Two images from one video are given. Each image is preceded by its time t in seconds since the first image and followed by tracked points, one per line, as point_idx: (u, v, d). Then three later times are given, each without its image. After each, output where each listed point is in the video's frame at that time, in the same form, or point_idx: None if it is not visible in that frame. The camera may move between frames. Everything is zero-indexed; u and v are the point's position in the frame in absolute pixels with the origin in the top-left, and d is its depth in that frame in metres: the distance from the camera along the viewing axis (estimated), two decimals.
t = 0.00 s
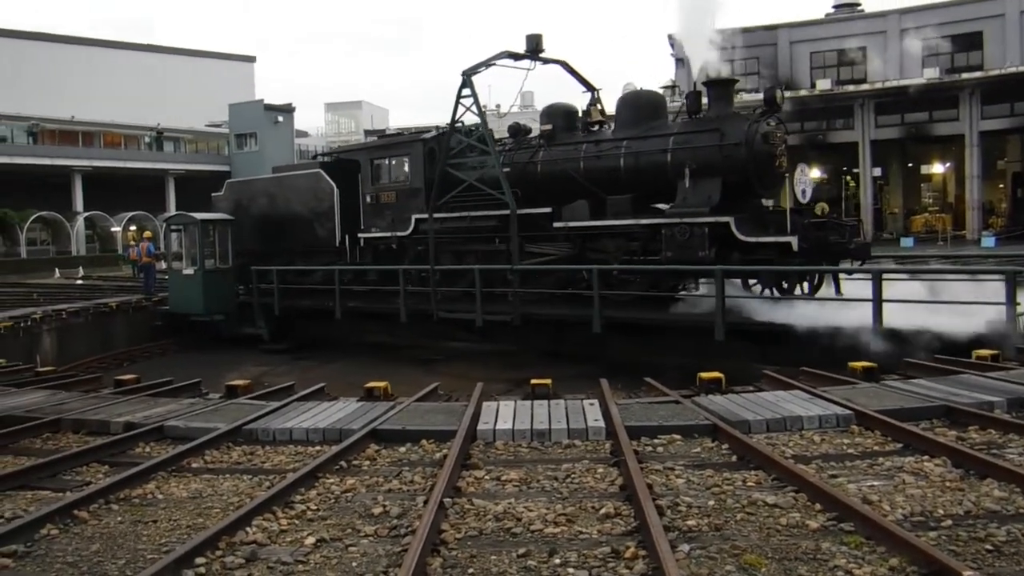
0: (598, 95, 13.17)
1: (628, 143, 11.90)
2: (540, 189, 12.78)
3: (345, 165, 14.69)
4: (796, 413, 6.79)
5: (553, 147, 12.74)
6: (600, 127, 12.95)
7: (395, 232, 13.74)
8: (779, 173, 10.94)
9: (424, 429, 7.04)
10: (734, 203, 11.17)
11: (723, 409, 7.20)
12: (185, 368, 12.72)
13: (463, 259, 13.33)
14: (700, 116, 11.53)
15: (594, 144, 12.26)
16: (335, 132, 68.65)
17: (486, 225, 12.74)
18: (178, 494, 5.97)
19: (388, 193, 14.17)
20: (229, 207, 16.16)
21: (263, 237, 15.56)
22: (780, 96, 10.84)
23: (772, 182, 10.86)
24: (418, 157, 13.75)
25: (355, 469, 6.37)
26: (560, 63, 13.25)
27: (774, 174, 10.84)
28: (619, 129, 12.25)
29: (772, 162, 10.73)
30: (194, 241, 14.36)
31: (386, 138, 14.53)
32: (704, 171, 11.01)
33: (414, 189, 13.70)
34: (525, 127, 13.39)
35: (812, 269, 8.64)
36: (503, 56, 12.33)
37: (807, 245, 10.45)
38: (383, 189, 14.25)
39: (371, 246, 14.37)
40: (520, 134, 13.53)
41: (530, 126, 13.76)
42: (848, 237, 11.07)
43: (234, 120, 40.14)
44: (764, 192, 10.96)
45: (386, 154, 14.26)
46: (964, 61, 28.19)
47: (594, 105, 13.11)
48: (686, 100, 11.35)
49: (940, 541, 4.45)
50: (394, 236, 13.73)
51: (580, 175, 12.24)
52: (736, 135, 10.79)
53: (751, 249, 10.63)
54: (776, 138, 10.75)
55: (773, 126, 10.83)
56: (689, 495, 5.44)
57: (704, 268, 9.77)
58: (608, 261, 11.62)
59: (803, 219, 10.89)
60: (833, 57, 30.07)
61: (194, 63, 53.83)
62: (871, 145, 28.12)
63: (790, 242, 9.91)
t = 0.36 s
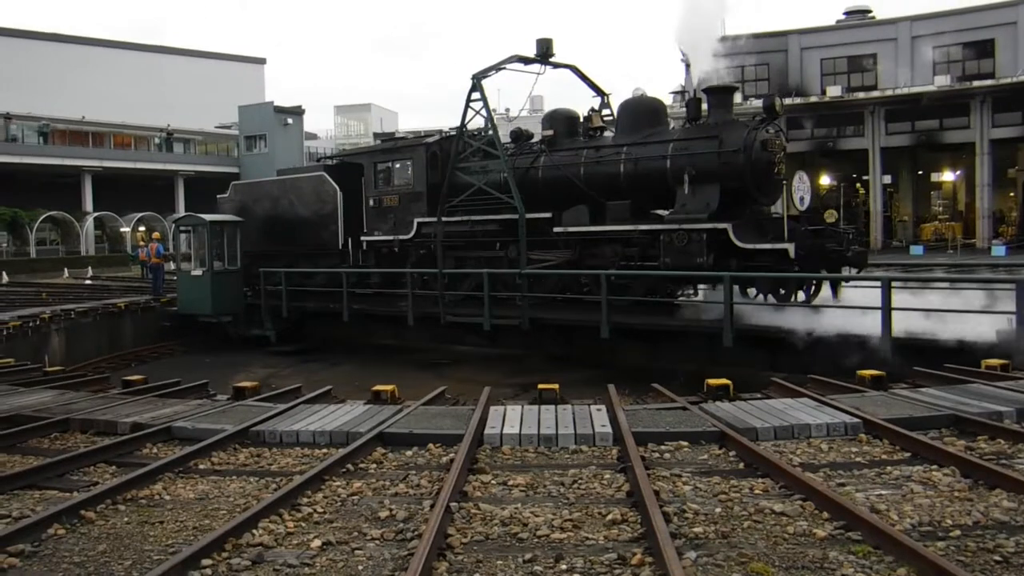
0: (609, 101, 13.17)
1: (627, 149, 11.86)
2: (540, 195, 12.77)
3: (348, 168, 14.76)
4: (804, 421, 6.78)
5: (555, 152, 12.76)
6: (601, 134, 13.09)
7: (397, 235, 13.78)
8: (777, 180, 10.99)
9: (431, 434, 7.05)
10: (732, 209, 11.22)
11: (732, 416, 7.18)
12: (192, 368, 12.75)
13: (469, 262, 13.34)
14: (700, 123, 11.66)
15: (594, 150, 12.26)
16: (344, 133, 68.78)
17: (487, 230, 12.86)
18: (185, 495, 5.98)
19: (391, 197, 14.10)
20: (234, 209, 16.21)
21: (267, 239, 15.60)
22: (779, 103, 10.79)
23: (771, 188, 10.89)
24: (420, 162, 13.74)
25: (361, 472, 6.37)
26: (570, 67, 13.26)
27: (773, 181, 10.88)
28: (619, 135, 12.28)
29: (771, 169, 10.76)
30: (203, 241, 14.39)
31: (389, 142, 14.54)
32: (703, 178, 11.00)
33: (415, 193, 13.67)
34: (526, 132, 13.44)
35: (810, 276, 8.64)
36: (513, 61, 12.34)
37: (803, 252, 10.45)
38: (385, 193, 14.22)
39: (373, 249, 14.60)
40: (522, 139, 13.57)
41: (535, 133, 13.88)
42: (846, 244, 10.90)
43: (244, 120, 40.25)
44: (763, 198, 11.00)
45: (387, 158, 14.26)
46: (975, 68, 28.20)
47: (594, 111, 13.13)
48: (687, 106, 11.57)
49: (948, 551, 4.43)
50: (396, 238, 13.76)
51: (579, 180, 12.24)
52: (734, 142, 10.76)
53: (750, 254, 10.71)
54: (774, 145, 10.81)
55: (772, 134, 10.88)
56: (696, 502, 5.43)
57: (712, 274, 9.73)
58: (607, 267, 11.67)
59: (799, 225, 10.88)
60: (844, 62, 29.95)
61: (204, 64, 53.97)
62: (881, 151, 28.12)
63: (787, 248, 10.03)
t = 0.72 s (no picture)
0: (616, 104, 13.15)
1: (624, 153, 11.86)
2: (539, 198, 12.78)
3: (349, 170, 14.72)
4: (810, 424, 6.77)
5: (553, 155, 12.76)
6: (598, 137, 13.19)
7: (397, 237, 13.80)
8: (773, 184, 10.88)
9: (437, 435, 7.05)
10: (728, 212, 11.17)
11: (739, 419, 7.17)
12: (198, 369, 12.77)
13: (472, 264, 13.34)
14: (697, 126, 11.66)
15: (591, 153, 12.24)
16: (350, 135, 68.88)
17: (486, 232, 12.86)
18: (191, 495, 5.99)
19: (392, 198, 14.09)
20: (236, 210, 16.22)
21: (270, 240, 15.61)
22: (774, 108, 10.83)
23: (766, 191, 10.79)
24: (420, 164, 13.74)
25: (366, 474, 6.37)
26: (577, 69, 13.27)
27: (768, 184, 10.81)
28: (616, 138, 12.27)
29: (767, 173, 10.67)
30: (208, 242, 14.41)
31: (388, 144, 14.55)
32: (699, 182, 11.00)
33: (415, 195, 13.66)
34: (524, 134, 13.48)
35: (804, 278, 8.60)
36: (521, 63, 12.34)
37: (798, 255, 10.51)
38: (385, 195, 14.21)
39: (373, 251, 14.49)
40: (520, 142, 13.65)
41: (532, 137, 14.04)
42: (839, 248, 11.07)
43: (250, 121, 40.33)
44: (759, 201, 10.92)
45: (388, 160, 14.24)
46: (983, 72, 28.11)
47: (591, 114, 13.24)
48: (684, 109, 11.58)
49: (955, 556, 4.42)
50: (396, 241, 13.78)
51: (576, 183, 12.23)
52: (730, 145, 10.75)
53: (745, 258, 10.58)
54: (769, 149, 10.69)
55: (768, 137, 10.81)
56: (702, 505, 5.43)
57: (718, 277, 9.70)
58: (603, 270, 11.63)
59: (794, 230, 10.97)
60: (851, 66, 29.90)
61: (210, 65, 54.06)
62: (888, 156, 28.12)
63: (780, 251, 9.87)
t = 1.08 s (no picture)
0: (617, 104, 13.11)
1: (616, 154, 11.87)
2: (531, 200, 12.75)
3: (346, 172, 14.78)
4: (812, 425, 6.77)
5: (546, 157, 12.75)
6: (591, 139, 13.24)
7: (392, 239, 13.78)
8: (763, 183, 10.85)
9: (438, 436, 7.05)
10: (719, 213, 11.19)
11: (741, 420, 7.16)
12: (199, 370, 12.77)
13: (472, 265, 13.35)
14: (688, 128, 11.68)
15: (583, 154, 12.26)
16: (352, 136, 68.91)
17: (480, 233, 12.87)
18: (192, 496, 5.99)
19: (387, 200, 14.07)
20: (233, 212, 16.20)
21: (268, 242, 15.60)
22: (764, 110, 10.86)
23: (755, 192, 10.81)
24: (415, 165, 13.71)
25: (368, 475, 6.37)
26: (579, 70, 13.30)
27: (758, 185, 10.78)
28: (608, 140, 12.29)
29: (758, 174, 10.65)
30: (211, 243, 14.42)
31: (384, 145, 14.59)
32: (690, 183, 11.03)
33: (410, 196, 13.66)
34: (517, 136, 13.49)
35: (794, 278, 8.61)
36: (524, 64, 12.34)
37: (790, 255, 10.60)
38: (381, 196, 14.19)
39: (369, 252, 14.44)
40: (514, 144, 13.70)
41: (525, 138, 14.22)
42: (827, 248, 11.26)
43: (252, 122, 40.39)
44: (748, 202, 10.94)
45: (385, 162, 14.21)
46: (984, 73, 28.10)
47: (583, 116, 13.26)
48: (675, 112, 11.62)
49: (957, 557, 4.41)
50: (391, 242, 13.78)
51: (568, 184, 12.21)
52: (720, 147, 10.78)
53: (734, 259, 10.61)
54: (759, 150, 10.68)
55: (758, 139, 10.81)
56: (703, 507, 5.42)
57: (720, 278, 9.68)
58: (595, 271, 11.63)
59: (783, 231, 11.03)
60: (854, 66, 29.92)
61: (211, 66, 54.10)
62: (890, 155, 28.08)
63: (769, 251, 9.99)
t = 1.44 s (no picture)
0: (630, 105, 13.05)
1: (619, 155, 11.87)
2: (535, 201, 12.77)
3: (352, 171, 14.75)
4: (827, 428, 6.73)
5: (551, 158, 12.78)
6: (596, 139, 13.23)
7: (397, 239, 13.82)
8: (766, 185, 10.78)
9: (453, 437, 7.05)
10: (721, 214, 11.14)
11: (755, 421, 7.13)
12: (212, 369, 12.83)
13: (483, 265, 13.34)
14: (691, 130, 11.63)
15: (588, 155, 12.28)
16: (365, 136, 69.06)
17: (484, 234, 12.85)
18: (207, 495, 6.02)
19: (392, 201, 14.20)
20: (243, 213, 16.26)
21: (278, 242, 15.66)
22: (766, 112, 10.78)
23: (756, 194, 10.77)
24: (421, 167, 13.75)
25: (382, 475, 6.38)
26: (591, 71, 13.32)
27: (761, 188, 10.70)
28: (612, 142, 12.29)
29: (759, 174, 10.58)
30: (225, 242, 14.50)
31: (390, 146, 14.64)
32: (692, 185, 11.02)
33: (416, 197, 13.74)
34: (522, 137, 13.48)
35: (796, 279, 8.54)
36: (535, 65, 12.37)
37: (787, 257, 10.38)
38: (388, 197, 14.25)
39: (376, 253, 14.39)
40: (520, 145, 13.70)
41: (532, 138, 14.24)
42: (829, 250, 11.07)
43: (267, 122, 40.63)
44: (750, 204, 10.87)
45: (390, 162, 14.30)
46: (1001, 73, 27.89)
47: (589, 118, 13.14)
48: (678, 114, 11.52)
49: (974, 561, 4.38)
50: (397, 242, 13.81)
51: (572, 185, 12.24)
52: (722, 148, 10.74)
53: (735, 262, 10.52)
54: (761, 152, 10.61)
55: (760, 140, 10.74)
56: (718, 509, 5.40)
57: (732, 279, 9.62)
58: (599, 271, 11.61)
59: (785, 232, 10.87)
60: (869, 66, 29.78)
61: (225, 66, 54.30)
62: (905, 157, 28.18)
63: (770, 253, 9.82)
